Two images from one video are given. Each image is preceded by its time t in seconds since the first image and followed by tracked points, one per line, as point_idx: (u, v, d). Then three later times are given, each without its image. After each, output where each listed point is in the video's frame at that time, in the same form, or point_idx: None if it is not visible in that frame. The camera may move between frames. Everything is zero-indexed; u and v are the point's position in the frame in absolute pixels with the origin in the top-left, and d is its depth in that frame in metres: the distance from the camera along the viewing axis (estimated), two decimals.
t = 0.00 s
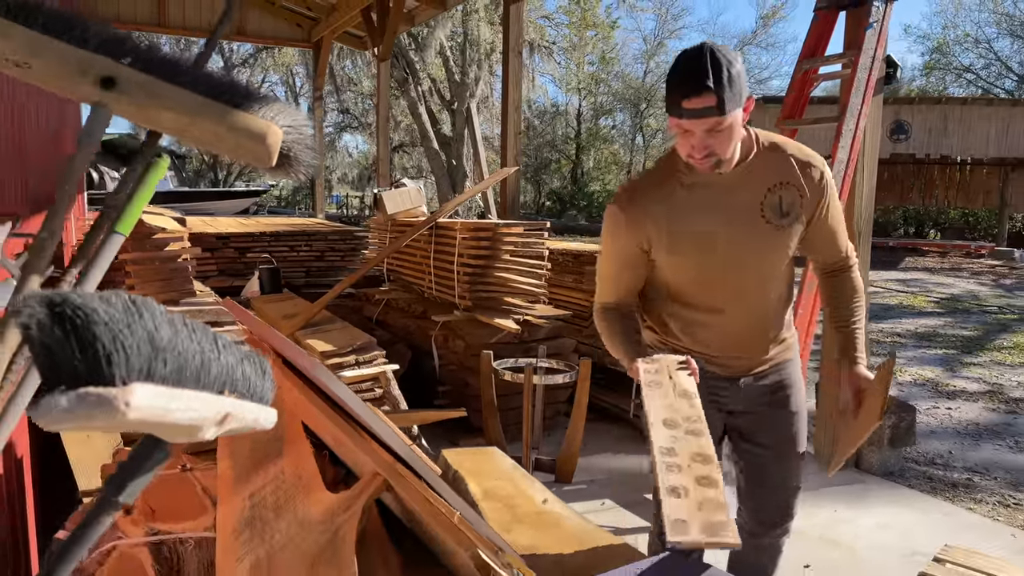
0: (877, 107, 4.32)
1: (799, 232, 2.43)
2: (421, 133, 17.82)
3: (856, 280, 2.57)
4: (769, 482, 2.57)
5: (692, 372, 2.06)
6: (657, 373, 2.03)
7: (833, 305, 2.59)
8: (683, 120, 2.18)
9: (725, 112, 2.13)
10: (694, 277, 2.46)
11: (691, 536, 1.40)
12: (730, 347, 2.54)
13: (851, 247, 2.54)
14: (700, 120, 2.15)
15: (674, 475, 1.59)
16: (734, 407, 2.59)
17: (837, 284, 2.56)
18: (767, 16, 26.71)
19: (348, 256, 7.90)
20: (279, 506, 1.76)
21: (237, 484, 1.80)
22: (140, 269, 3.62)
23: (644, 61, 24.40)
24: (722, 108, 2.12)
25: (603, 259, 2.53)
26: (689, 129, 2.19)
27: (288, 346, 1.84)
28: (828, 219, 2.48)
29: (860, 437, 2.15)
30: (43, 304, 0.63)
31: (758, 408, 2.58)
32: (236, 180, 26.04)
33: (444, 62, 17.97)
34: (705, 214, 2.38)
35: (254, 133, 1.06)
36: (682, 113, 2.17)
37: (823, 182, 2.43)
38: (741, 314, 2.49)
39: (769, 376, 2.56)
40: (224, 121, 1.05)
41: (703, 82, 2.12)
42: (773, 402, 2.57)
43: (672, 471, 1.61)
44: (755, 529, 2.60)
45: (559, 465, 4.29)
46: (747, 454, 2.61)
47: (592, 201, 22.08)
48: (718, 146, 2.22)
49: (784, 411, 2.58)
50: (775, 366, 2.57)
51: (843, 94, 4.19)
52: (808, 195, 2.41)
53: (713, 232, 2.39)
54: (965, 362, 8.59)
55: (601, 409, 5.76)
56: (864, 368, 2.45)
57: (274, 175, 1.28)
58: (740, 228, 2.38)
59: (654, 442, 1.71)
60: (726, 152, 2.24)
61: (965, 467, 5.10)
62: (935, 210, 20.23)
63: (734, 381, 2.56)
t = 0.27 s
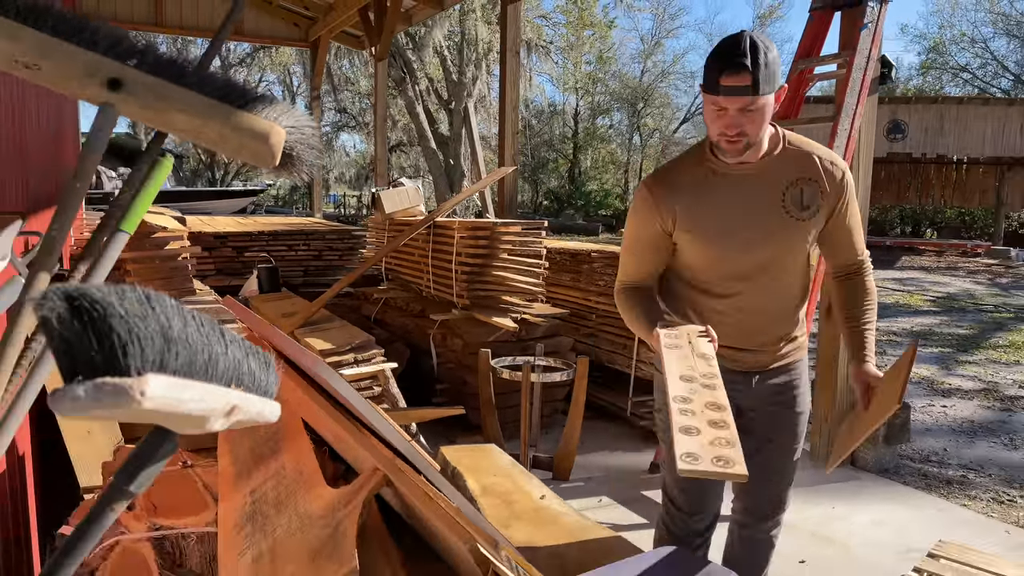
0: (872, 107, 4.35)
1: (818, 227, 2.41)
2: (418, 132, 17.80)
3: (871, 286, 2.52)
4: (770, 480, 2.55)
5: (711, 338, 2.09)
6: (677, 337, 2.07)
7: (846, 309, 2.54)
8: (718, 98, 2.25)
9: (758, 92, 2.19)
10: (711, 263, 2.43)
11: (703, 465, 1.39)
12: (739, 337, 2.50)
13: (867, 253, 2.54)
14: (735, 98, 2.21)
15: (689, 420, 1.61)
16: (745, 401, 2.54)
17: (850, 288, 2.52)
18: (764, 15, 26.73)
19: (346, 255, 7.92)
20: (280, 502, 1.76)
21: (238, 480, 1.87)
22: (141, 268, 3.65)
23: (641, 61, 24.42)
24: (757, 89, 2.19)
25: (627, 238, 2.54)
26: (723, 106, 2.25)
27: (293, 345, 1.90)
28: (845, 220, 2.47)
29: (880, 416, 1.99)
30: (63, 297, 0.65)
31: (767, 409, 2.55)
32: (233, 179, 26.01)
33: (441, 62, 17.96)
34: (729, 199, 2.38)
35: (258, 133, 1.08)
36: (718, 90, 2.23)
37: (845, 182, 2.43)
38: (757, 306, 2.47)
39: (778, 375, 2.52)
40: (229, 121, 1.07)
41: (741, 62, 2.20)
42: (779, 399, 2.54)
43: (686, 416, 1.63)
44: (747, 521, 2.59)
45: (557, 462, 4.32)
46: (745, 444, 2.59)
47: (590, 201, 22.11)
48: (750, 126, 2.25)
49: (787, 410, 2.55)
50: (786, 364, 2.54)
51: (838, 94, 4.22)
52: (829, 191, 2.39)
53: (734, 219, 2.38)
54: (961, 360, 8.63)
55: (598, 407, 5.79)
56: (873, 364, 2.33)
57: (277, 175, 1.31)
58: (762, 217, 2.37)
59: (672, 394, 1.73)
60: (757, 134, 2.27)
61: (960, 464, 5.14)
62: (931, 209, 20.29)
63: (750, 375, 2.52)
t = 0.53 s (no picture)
0: (867, 108, 4.38)
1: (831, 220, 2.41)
2: (414, 132, 17.79)
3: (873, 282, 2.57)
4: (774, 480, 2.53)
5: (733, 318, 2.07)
6: (697, 314, 2.07)
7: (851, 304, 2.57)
8: (742, 80, 2.28)
9: (781, 75, 2.24)
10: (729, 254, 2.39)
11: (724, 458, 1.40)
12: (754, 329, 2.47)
13: (870, 251, 2.58)
14: (759, 79, 2.25)
15: (711, 407, 1.62)
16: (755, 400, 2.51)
17: (854, 284, 2.57)
18: (759, 15, 26.78)
19: (342, 255, 7.93)
20: (278, 500, 1.75)
21: (236, 479, 1.84)
22: (139, 267, 3.67)
23: (637, 60, 24.46)
24: (778, 72, 2.24)
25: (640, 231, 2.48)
26: (745, 89, 2.28)
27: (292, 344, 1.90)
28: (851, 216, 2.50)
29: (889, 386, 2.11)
30: (75, 295, 0.68)
31: (775, 408, 2.53)
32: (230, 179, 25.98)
33: (438, 61, 17.96)
34: (747, 190, 2.34)
35: (259, 134, 1.09)
36: (742, 73, 2.27)
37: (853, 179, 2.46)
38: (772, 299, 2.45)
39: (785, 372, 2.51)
40: (230, 122, 1.08)
41: (764, 47, 2.26)
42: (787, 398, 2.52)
43: (707, 404, 1.64)
44: (749, 519, 2.57)
45: (554, 461, 4.34)
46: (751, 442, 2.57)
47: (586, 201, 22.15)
48: (770, 111, 2.29)
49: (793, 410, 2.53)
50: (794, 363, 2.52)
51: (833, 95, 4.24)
52: (840, 185, 2.40)
53: (753, 210, 2.33)
54: (955, 360, 8.67)
55: (595, 406, 5.81)
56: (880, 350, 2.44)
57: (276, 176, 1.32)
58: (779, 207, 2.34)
59: (693, 379, 1.74)
60: (778, 119, 2.30)
61: (954, 462, 5.17)
62: (925, 209, 20.37)
63: (760, 372, 2.49)
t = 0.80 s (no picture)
0: (859, 108, 4.42)
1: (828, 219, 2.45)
2: (409, 132, 17.78)
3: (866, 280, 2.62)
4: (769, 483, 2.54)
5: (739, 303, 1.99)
6: (700, 300, 2.01)
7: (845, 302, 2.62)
8: (743, 75, 2.28)
9: (781, 69, 2.24)
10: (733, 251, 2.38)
11: (707, 479, 1.44)
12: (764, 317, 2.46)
13: (862, 250, 2.63)
14: (760, 73, 2.25)
15: (702, 416, 1.64)
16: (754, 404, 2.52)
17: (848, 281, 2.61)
18: (754, 16, 26.84)
19: (338, 255, 7.94)
20: (276, 499, 1.73)
21: (234, 478, 1.79)
22: (135, 268, 3.68)
23: (631, 61, 24.51)
24: (779, 67, 2.24)
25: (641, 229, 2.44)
26: (746, 83, 2.28)
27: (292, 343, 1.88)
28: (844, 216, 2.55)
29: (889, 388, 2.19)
30: (86, 294, 0.70)
31: (773, 411, 2.54)
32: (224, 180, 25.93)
33: (432, 62, 17.97)
34: (749, 187, 2.37)
35: (261, 135, 1.11)
36: (743, 67, 2.27)
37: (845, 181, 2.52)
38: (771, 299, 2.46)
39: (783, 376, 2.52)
40: (233, 123, 1.10)
41: (765, 41, 2.25)
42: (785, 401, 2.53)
43: (700, 411, 1.66)
44: (747, 521, 2.59)
45: (549, 460, 4.36)
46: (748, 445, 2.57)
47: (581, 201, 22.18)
48: (772, 106, 2.31)
49: (788, 413, 2.55)
50: (791, 364, 2.54)
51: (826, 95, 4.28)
52: (834, 186, 2.46)
53: (755, 207, 2.36)
54: (948, 359, 8.73)
55: (590, 405, 5.84)
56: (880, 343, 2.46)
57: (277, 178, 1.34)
58: (780, 205, 2.37)
59: (687, 381, 1.75)
60: (778, 116, 2.32)
61: (947, 460, 5.21)
62: (918, 209, 20.47)
63: (759, 376, 2.49)
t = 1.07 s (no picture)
0: (852, 108, 4.44)
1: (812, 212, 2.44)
2: (404, 131, 17.75)
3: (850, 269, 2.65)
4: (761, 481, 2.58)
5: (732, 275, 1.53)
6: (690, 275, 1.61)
7: (830, 294, 2.66)
8: (715, 73, 2.24)
9: (754, 64, 2.18)
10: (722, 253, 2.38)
11: (671, 556, 1.53)
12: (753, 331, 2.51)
13: (844, 239, 2.64)
14: (731, 70, 2.20)
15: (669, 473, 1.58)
16: (742, 406, 2.55)
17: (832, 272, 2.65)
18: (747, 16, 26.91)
19: (333, 253, 7.94)
20: (274, 494, 1.74)
21: (231, 474, 1.81)
22: (131, 267, 3.69)
23: (626, 60, 24.55)
24: (753, 62, 2.18)
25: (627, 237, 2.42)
26: (718, 81, 2.24)
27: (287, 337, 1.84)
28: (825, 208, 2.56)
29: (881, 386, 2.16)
30: (94, 288, 0.73)
31: (762, 413, 2.56)
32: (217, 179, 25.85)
33: (427, 61, 17.95)
34: (732, 187, 2.36)
35: (259, 133, 1.12)
36: (715, 64, 2.22)
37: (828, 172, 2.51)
38: (759, 298, 2.47)
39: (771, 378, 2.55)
40: (231, 122, 1.11)
41: (737, 37, 2.21)
42: (774, 403, 2.55)
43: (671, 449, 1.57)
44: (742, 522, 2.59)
45: (544, 458, 4.38)
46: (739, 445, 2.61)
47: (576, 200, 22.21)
48: (746, 105, 2.26)
49: (779, 414, 2.57)
50: (780, 365, 2.57)
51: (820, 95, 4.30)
52: (817, 179, 2.45)
53: (739, 207, 2.36)
54: (940, 357, 8.78)
55: (585, 404, 5.86)
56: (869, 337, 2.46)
57: (276, 175, 1.35)
58: (763, 204, 2.37)
59: (660, 416, 1.61)
60: (752, 113, 2.28)
61: (939, 457, 5.25)
62: (911, 208, 20.57)
63: (746, 378, 2.51)
